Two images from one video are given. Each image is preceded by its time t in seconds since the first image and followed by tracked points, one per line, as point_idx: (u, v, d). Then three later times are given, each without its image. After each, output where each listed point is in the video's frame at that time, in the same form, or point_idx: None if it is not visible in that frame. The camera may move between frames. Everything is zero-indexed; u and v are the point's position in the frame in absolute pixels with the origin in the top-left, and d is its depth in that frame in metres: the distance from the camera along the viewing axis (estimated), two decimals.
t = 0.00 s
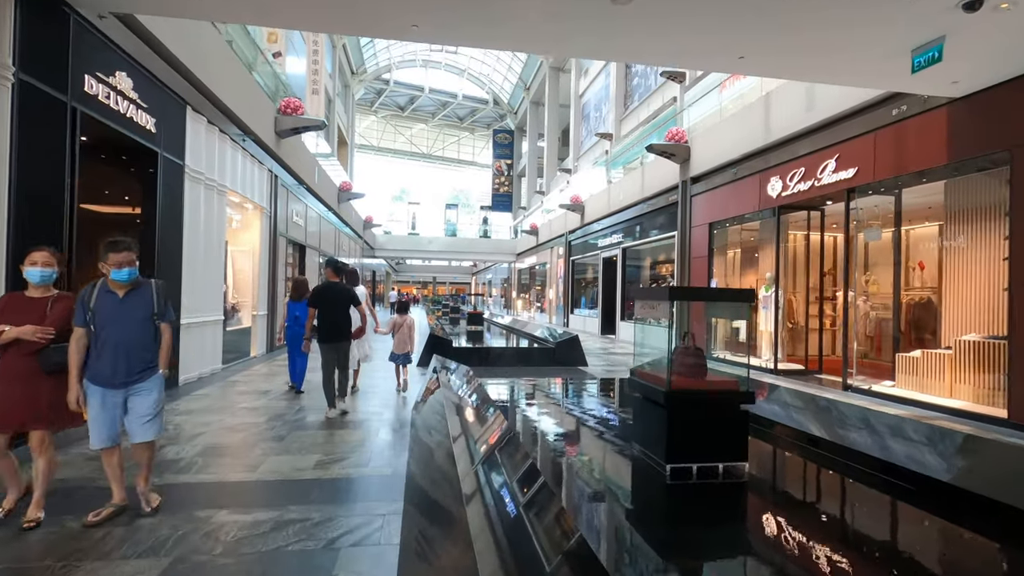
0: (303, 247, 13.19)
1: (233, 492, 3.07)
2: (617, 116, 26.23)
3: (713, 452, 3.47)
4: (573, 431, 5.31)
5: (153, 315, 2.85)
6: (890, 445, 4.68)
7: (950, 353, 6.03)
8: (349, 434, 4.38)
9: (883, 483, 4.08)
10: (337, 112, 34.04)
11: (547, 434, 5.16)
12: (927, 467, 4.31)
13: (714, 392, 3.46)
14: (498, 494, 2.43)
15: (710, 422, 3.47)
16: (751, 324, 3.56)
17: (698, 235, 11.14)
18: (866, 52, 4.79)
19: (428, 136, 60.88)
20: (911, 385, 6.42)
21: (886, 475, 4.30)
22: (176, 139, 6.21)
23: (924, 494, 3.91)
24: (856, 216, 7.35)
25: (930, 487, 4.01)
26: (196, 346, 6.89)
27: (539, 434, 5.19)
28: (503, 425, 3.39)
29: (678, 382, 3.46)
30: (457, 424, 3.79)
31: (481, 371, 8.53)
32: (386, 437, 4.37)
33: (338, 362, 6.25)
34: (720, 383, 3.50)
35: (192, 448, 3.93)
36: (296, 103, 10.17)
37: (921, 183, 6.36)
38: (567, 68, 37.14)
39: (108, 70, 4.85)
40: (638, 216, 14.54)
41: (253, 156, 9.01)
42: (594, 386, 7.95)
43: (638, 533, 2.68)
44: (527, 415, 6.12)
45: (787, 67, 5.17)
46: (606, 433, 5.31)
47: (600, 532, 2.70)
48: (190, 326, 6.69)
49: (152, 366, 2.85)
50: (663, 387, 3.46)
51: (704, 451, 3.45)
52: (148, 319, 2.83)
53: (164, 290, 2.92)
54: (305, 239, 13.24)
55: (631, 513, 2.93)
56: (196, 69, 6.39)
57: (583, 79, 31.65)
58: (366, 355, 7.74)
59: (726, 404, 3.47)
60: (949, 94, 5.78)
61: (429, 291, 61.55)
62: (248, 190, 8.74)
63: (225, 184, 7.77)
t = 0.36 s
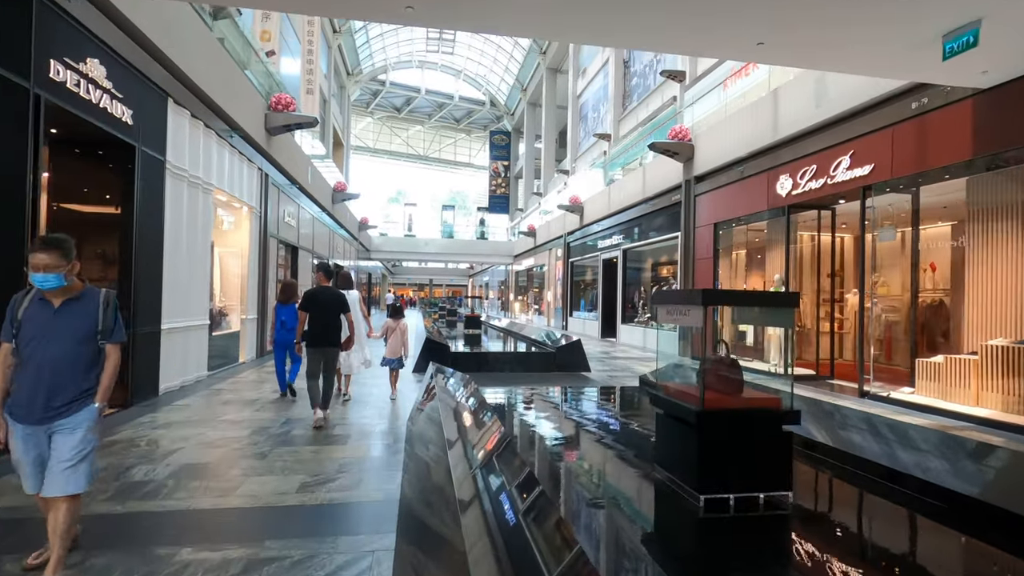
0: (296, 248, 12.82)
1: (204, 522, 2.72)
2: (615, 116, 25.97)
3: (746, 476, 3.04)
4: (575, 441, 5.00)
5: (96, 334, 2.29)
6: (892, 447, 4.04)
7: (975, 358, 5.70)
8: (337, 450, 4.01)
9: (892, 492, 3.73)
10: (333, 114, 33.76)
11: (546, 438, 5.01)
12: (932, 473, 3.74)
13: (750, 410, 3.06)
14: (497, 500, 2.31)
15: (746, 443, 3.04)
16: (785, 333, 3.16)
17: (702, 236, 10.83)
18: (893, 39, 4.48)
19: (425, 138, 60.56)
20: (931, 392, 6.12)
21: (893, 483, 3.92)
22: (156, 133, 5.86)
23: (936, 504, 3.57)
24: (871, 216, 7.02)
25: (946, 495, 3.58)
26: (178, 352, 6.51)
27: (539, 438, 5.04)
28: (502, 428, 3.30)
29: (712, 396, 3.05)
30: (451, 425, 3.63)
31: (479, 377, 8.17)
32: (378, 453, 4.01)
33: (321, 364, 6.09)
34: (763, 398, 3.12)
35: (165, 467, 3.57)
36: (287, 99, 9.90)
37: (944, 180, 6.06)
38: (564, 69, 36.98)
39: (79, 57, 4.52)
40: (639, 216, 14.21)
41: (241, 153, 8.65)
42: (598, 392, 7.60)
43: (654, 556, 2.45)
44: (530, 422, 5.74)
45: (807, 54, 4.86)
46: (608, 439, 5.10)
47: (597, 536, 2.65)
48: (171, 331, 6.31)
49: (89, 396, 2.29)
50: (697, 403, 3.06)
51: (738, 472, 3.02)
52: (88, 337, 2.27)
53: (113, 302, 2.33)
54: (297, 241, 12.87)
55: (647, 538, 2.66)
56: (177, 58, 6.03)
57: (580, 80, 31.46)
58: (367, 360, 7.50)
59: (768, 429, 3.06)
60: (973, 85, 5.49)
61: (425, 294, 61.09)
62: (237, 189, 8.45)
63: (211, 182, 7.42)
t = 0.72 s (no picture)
0: (289, 248, 12.46)
1: (169, 556, 2.36)
2: (615, 116, 25.69)
3: (798, 504, 2.55)
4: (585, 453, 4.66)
5: (15, 342, 1.88)
6: (896, 449, 3.85)
7: (1005, 362, 5.36)
8: (327, 466, 3.65)
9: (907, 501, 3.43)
10: (329, 114, 33.41)
11: (545, 443, 4.88)
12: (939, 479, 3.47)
13: (806, 429, 2.55)
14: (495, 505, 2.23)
15: (803, 464, 2.52)
16: (800, 335, 2.68)
17: (709, 236, 10.52)
18: (927, 21, 4.17)
19: (422, 139, 60.23)
20: (957, 399, 5.78)
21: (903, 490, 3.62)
22: (137, 125, 5.52)
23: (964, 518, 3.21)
24: (889, 215, 6.73)
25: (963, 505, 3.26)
26: (161, 357, 6.14)
27: (537, 444, 4.91)
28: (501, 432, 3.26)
29: (761, 414, 2.56)
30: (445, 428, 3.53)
31: (479, 382, 7.81)
32: (372, 469, 3.65)
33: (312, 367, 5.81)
34: (818, 415, 2.61)
35: (134, 487, 3.20)
36: (280, 94, 9.61)
37: (968, 176, 5.76)
38: (562, 70, 36.80)
39: (48, 38, 4.19)
40: (641, 216, 13.90)
41: (231, 148, 8.30)
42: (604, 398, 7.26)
43: (656, 560, 2.32)
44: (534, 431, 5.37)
45: (833, 38, 4.53)
46: (611, 446, 4.86)
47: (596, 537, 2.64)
48: (153, 335, 5.94)
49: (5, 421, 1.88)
50: (744, 424, 2.55)
51: (789, 498, 2.54)
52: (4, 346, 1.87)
53: (36, 302, 1.90)
54: (291, 241, 12.51)
55: (650, 547, 2.51)
56: (159, 45, 5.69)
57: (579, 80, 31.26)
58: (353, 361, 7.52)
59: (829, 449, 2.55)
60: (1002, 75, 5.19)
61: (422, 296, 60.68)
62: (226, 186, 8.11)
63: (199, 178, 7.08)
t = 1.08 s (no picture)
0: (281, 248, 12.09)
1: None
2: (614, 116, 25.42)
3: (875, 547, 2.28)
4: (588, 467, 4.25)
5: None
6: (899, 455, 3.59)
7: None
8: (314, 485, 3.31)
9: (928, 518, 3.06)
10: (325, 113, 33.09)
11: (543, 446, 4.85)
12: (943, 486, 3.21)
13: (879, 459, 2.30)
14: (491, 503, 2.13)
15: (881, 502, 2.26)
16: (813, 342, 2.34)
17: (714, 236, 10.21)
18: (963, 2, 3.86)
19: (419, 140, 59.90)
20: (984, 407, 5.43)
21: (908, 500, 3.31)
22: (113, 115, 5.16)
23: (997, 537, 2.79)
24: (910, 211, 6.30)
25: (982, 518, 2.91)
26: (141, 363, 5.78)
27: (535, 446, 4.84)
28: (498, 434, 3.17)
29: (829, 441, 2.29)
30: (439, 435, 3.40)
31: (478, 389, 7.45)
32: (363, 489, 3.30)
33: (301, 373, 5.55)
34: (896, 441, 2.36)
35: (94, 513, 2.85)
36: (270, 88, 9.20)
37: (992, 171, 5.43)
38: (560, 70, 36.54)
39: (9, 17, 3.84)
40: (643, 215, 13.58)
41: (218, 143, 7.94)
42: (610, 404, 6.91)
43: (658, 566, 2.31)
44: (537, 442, 5.02)
45: (860, 21, 4.22)
46: (621, 457, 4.50)
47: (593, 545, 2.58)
48: (132, 339, 5.59)
49: None
50: (810, 454, 2.29)
51: (864, 541, 2.28)
52: None
53: None
54: (283, 240, 12.15)
55: (656, 557, 2.45)
56: (137, 29, 5.34)
57: (578, 80, 30.99)
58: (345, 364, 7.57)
59: (907, 481, 2.30)
60: None
61: (419, 298, 60.24)
62: (214, 182, 7.78)
63: (184, 174, 6.74)
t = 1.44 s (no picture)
0: (275, 249, 11.73)
1: None
2: (614, 116, 25.14)
3: None
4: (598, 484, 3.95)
5: None
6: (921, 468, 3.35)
7: None
8: (297, 513, 2.95)
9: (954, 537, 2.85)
10: (322, 114, 32.80)
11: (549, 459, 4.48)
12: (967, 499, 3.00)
13: (995, 518, 1.53)
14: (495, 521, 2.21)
15: None
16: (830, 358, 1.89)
17: (721, 237, 9.91)
18: None
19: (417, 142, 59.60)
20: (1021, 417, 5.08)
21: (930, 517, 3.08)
22: (88, 106, 4.82)
23: None
24: (937, 210, 5.93)
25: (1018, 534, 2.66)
26: (119, 371, 5.42)
27: (538, 453, 4.58)
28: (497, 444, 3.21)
29: (940, 494, 1.57)
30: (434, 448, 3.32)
31: (478, 397, 7.09)
32: (353, 518, 2.94)
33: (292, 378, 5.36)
34: None
35: (44, 549, 2.50)
36: (263, 83, 8.87)
37: None
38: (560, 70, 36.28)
39: None
40: (647, 216, 13.25)
41: (206, 139, 7.60)
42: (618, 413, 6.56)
43: None
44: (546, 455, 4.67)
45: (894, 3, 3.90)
46: (636, 474, 4.16)
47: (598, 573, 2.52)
48: (108, 346, 5.21)
49: None
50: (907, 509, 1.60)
51: None
52: None
53: None
54: (277, 242, 11.79)
55: None
56: (114, 15, 5.00)
57: (578, 81, 30.71)
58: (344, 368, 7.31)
59: None
60: None
61: (418, 300, 59.75)
62: (201, 179, 7.42)
63: (169, 171, 6.40)
